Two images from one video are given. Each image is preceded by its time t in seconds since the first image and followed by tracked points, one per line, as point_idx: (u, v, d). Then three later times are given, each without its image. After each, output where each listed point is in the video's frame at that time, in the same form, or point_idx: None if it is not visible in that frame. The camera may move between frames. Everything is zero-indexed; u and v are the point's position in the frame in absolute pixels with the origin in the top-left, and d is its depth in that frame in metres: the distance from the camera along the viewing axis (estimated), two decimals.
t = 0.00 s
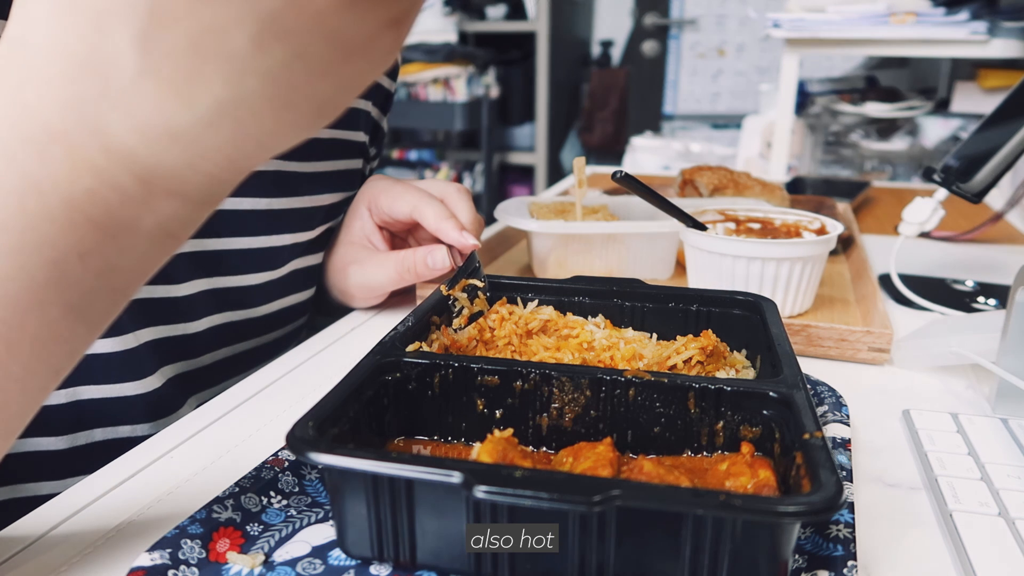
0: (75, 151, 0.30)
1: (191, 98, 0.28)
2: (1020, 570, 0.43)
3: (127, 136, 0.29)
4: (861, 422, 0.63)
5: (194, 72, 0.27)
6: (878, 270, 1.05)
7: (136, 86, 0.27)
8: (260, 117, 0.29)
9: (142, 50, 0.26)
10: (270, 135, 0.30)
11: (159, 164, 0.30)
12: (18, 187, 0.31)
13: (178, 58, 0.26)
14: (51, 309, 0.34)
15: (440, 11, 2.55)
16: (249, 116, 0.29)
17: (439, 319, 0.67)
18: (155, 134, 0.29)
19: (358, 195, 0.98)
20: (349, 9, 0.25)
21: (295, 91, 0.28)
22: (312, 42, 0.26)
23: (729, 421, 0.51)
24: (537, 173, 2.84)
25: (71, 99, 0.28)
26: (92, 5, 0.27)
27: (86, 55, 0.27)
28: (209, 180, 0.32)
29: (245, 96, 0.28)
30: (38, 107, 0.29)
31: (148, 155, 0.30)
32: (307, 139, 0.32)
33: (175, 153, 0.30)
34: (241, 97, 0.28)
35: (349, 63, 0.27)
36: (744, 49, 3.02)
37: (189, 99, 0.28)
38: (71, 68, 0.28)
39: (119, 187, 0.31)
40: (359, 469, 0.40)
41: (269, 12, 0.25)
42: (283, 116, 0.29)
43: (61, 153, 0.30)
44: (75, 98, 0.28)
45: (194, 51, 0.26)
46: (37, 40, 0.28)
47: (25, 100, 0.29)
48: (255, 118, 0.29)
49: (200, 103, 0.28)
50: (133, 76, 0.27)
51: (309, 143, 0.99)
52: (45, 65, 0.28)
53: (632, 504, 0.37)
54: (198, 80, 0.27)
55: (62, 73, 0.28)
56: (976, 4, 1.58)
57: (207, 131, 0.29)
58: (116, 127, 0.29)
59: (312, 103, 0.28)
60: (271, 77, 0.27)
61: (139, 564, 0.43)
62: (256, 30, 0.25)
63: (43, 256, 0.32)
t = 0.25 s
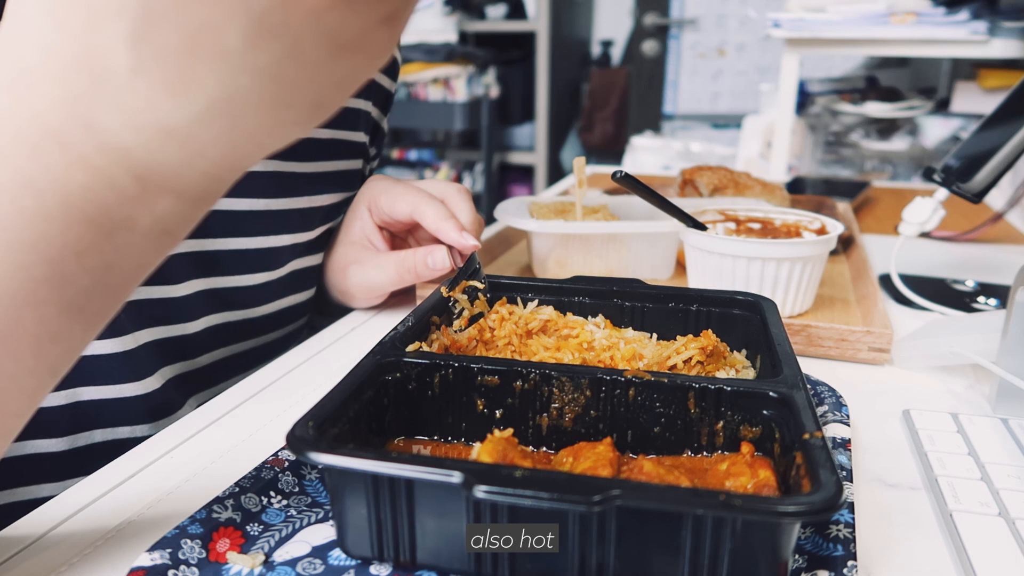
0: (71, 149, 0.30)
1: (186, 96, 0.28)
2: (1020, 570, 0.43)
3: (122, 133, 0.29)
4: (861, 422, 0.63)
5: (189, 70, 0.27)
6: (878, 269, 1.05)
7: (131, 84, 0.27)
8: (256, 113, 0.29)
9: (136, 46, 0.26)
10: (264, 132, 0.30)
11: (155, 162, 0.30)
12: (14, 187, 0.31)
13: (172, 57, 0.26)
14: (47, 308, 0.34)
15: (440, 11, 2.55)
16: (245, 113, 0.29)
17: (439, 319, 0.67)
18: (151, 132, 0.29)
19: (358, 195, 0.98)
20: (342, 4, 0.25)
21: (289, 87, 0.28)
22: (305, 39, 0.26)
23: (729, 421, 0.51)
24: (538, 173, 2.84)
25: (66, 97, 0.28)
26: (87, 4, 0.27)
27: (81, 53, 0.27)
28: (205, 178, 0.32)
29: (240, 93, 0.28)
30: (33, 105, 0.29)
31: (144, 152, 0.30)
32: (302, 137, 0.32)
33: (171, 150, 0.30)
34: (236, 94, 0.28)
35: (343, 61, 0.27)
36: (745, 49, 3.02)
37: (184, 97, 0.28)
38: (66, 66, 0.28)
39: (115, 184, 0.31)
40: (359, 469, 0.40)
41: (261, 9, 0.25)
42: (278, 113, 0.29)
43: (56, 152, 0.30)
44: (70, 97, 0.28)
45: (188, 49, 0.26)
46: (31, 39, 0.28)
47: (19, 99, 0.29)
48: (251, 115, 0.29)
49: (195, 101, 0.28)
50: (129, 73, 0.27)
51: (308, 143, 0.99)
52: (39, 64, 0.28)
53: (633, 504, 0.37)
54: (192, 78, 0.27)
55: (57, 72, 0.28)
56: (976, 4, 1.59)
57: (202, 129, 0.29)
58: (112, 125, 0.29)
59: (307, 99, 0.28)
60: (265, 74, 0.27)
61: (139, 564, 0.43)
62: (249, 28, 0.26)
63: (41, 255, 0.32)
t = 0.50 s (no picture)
0: (69, 148, 0.30)
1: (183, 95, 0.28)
2: (1020, 570, 0.43)
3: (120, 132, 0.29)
4: (861, 423, 0.63)
5: (186, 70, 0.27)
6: (878, 269, 1.05)
7: (129, 83, 0.27)
8: (253, 112, 0.29)
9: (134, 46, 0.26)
10: (262, 131, 0.30)
11: (153, 161, 0.30)
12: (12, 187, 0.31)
13: (169, 57, 0.26)
14: (47, 307, 0.34)
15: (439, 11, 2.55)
16: (242, 112, 0.29)
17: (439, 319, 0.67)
18: (149, 131, 0.29)
19: (357, 195, 0.98)
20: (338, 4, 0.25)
21: (286, 87, 0.28)
22: (302, 38, 0.26)
23: (729, 421, 0.51)
24: (538, 173, 2.84)
25: (64, 96, 0.28)
26: (84, 4, 0.27)
27: (78, 52, 0.27)
28: (204, 177, 0.32)
29: (237, 91, 0.28)
30: (30, 105, 0.29)
31: (142, 152, 0.30)
32: (301, 136, 0.32)
33: (169, 149, 0.30)
34: (233, 93, 0.28)
35: (340, 61, 0.27)
36: (745, 49, 3.02)
37: (182, 97, 0.28)
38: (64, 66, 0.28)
39: (113, 184, 0.31)
40: (359, 469, 0.40)
41: (258, 8, 0.25)
42: (276, 112, 0.29)
43: (54, 151, 0.30)
44: (68, 96, 0.28)
45: (186, 49, 0.26)
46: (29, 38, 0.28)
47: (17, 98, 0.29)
48: (248, 114, 0.29)
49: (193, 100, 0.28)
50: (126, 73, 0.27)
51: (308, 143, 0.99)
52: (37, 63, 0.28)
53: (633, 504, 0.37)
54: (189, 78, 0.27)
55: (54, 72, 0.28)
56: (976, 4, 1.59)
57: (199, 128, 0.29)
58: (110, 125, 0.29)
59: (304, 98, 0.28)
60: (262, 73, 0.27)
61: (139, 564, 0.43)
62: (246, 27, 0.26)
63: (40, 255, 0.32)
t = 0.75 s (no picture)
0: (68, 148, 0.30)
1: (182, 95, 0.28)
2: (1020, 570, 0.43)
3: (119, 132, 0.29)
4: (861, 422, 0.63)
5: (185, 69, 0.27)
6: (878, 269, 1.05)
7: (129, 84, 0.27)
8: (252, 112, 0.29)
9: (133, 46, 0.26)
10: (261, 131, 0.30)
11: (152, 160, 0.30)
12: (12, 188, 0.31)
13: (168, 57, 0.26)
14: (47, 308, 0.34)
15: (439, 11, 2.55)
16: (241, 112, 0.29)
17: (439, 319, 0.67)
18: (149, 131, 0.29)
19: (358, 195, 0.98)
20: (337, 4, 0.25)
21: (285, 87, 0.28)
22: (301, 38, 0.26)
23: (729, 421, 0.51)
24: (538, 173, 2.84)
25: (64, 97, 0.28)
26: (83, 4, 0.27)
27: (78, 53, 0.27)
28: (203, 176, 0.32)
29: (236, 91, 0.28)
30: (29, 105, 0.29)
31: (142, 152, 0.30)
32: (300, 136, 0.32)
33: (169, 149, 0.30)
34: (233, 93, 0.28)
35: (339, 60, 0.27)
36: (745, 49, 3.02)
37: (181, 97, 0.28)
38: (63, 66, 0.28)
39: (113, 183, 0.31)
40: (359, 469, 0.40)
41: (257, 9, 0.25)
42: (275, 112, 0.29)
43: (54, 151, 0.30)
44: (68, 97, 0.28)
45: (185, 50, 0.26)
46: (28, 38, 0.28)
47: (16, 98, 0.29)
48: (248, 114, 0.29)
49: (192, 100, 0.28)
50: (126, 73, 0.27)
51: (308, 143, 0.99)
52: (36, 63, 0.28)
53: (633, 504, 0.37)
54: (189, 78, 0.27)
55: (54, 72, 0.28)
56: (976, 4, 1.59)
57: (199, 127, 0.29)
58: (109, 125, 0.29)
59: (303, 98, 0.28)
60: (261, 74, 0.27)
61: (139, 564, 0.43)
62: (245, 28, 0.26)
63: (40, 254, 0.32)
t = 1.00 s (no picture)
0: (71, 149, 0.30)
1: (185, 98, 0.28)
2: (1019, 569, 0.43)
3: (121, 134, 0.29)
4: (861, 422, 0.63)
5: (187, 71, 0.27)
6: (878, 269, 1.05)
7: (132, 86, 0.27)
8: (255, 114, 0.29)
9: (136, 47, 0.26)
10: (263, 133, 0.30)
11: (154, 162, 0.30)
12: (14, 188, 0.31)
13: (171, 58, 0.26)
14: (48, 309, 0.34)
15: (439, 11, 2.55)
16: (243, 115, 0.29)
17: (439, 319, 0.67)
18: (151, 133, 0.29)
19: (358, 196, 0.98)
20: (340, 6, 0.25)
21: (288, 90, 0.28)
22: (304, 41, 0.26)
23: (729, 421, 0.51)
24: (538, 173, 2.84)
25: (68, 99, 0.28)
26: (87, 5, 0.27)
27: (81, 54, 0.27)
28: (204, 177, 0.32)
29: (239, 93, 0.28)
30: (32, 106, 0.29)
31: (144, 154, 0.30)
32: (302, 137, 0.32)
33: (172, 151, 0.30)
34: (236, 95, 0.28)
35: (342, 63, 0.27)
36: (745, 49, 3.02)
37: (183, 99, 0.28)
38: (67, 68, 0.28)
39: (115, 185, 0.31)
40: (359, 468, 0.40)
41: (260, 11, 0.25)
42: (278, 115, 0.29)
43: (56, 151, 0.30)
44: (71, 98, 0.28)
45: (189, 51, 0.26)
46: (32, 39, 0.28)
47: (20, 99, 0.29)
48: (250, 116, 0.29)
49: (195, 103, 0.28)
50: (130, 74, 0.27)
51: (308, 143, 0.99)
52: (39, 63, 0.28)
53: (633, 504, 0.37)
54: (192, 80, 0.27)
55: (58, 73, 0.28)
56: (976, 4, 1.58)
57: (201, 129, 0.29)
58: (111, 127, 0.29)
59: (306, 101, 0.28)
60: (264, 77, 0.27)
61: (139, 564, 0.43)
62: (248, 30, 0.26)
63: (41, 256, 0.32)
